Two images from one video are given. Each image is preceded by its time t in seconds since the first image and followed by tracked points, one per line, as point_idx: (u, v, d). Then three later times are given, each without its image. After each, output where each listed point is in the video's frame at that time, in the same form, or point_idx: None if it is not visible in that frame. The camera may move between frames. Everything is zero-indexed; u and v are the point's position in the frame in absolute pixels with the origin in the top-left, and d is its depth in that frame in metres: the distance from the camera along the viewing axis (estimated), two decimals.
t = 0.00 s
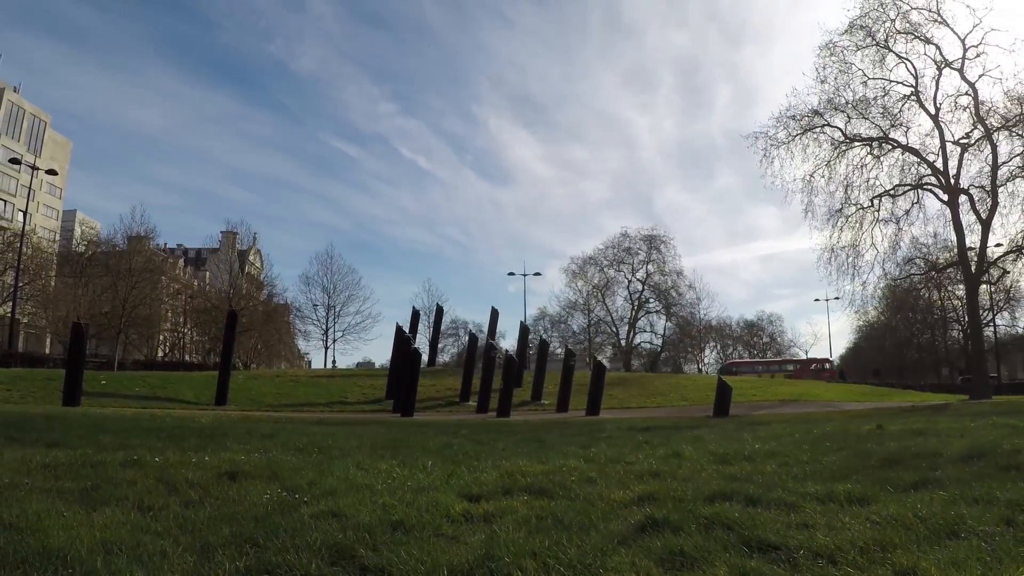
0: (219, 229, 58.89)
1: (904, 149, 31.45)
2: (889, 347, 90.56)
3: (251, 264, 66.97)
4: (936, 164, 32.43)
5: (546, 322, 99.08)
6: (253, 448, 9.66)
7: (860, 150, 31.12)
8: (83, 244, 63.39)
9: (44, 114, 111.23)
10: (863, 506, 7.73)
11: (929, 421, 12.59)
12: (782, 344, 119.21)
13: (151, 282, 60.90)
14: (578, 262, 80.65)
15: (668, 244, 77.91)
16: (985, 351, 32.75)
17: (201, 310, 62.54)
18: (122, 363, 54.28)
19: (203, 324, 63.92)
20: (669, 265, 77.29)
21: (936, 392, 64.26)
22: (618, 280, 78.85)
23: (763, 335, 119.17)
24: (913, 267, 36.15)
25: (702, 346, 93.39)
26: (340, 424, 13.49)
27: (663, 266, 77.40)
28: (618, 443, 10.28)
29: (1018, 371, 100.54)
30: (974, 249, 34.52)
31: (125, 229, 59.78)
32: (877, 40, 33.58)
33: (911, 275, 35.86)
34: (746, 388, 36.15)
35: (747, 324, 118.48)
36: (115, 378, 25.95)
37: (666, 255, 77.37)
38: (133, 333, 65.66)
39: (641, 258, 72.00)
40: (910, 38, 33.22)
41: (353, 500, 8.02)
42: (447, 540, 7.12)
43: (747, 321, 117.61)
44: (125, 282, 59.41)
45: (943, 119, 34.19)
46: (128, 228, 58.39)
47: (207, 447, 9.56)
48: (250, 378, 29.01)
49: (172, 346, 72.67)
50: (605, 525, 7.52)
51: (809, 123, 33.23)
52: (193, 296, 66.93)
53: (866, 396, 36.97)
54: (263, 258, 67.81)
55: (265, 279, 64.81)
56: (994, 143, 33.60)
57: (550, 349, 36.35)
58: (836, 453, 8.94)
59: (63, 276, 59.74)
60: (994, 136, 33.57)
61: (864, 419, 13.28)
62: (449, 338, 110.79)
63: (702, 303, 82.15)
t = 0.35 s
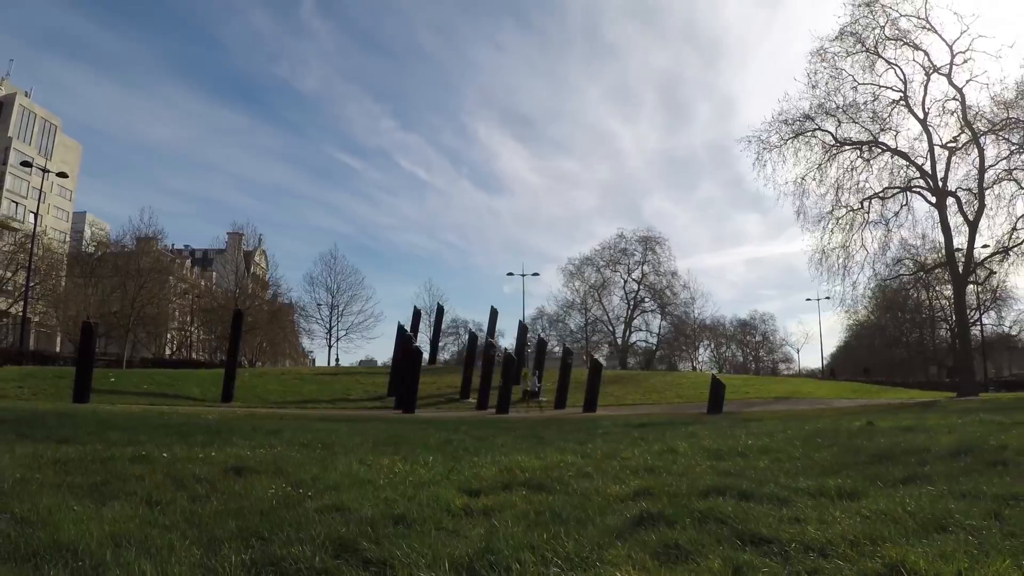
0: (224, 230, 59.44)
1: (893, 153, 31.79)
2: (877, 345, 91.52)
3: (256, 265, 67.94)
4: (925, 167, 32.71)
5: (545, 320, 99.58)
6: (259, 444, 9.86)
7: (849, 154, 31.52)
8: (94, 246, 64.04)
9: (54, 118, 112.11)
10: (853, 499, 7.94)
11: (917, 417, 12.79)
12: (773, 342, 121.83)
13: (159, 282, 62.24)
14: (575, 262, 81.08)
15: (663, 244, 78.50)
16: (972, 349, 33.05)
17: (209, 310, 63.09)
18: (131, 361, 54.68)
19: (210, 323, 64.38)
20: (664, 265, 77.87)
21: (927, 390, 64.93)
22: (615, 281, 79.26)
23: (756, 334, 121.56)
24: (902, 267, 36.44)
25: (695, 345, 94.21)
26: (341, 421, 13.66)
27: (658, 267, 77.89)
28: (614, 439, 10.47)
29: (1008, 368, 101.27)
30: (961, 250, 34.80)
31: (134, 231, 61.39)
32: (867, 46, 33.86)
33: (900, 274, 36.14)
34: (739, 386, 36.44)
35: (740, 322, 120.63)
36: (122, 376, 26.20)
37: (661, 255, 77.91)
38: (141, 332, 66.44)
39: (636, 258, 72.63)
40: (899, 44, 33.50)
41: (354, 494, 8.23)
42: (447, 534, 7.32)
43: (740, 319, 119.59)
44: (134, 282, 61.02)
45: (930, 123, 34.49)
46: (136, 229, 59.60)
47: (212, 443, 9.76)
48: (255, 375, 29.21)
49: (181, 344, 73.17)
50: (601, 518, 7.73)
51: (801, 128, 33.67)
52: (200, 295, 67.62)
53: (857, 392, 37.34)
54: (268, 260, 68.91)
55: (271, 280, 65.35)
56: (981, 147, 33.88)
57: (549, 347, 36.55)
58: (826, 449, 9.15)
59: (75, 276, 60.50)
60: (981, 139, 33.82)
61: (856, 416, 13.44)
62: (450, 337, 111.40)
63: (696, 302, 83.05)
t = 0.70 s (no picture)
0: (229, 231, 59.89)
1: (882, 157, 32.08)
2: (867, 343, 92.38)
3: (261, 265, 68.87)
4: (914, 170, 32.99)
5: (542, 319, 100.08)
6: (263, 440, 10.08)
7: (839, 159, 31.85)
8: (103, 246, 64.44)
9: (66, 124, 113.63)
10: (843, 494, 8.15)
11: (906, 414, 13.02)
12: (766, 340, 122.79)
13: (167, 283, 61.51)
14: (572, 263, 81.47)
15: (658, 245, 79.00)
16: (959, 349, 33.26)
17: (215, 309, 63.87)
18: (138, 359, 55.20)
19: (216, 323, 65.09)
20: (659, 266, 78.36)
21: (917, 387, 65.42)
22: (611, 281, 79.64)
23: (749, 333, 122.53)
24: (891, 268, 36.75)
25: (689, 344, 94.90)
26: (344, 417, 13.88)
27: (653, 267, 78.33)
28: (610, 435, 10.69)
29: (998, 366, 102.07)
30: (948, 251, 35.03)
31: (142, 231, 60.64)
32: (856, 53, 34.12)
33: (889, 275, 36.44)
34: (732, 383, 36.75)
35: (733, 321, 121.73)
36: (131, 373, 26.52)
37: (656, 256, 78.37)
38: (149, 331, 67.32)
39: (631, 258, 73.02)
40: (888, 50, 33.76)
41: (357, 490, 8.44)
42: (448, 529, 7.53)
43: (732, 318, 120.71)
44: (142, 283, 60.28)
45: (916, 127, 34.81)
46: (145, 230, 59.64)
47: (218, 440, 9.97)
48: (260, 373, 29.51)
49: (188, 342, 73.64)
50: (598, 513, 7.94)
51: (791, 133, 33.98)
52: (207, 295, 68.29)
53: (847, 389, 37.64)
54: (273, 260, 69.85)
55: (276, 280, 66.07)
56: (968, 150, 34.17)
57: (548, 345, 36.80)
58: (817, 445, 9.37)
59: (84, 277, 61.96)
60: (967, 143, 34.09)
61: (846, 412, 13.67)
62: (450, 336, 112.07)
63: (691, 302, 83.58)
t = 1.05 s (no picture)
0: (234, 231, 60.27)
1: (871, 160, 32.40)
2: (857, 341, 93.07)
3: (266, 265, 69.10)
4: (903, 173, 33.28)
5: (540, 318, 100.54)
6: (268, 436, 10.32)
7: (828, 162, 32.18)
8: (112, 247, 64.97)
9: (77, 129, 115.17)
10: (833, 489, 8.39)
11: (894, 411, 13.27)
12: (758, 339, 123.50)
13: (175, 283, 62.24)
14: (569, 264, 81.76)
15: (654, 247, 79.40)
16: (947, 348, 33.56)
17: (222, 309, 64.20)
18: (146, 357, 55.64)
19: (222, 322, 65.42)
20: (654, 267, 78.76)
21: (906, 385, 65.97)
22: (608, 281, 79.90)
23: (741, 332, 123.24)
24: (880, 268, 37.13)
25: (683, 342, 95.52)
26: (346, 414, 14.12)
27: (649, 268, 78.69)
28: (607, 432, 10.93)
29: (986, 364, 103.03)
30: (936, 252, 35.32)
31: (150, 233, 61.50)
32: (846, 59, 34.42)
33: (878, 275, 36.83)
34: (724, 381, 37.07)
35: (726, 320, 122.38)
36: (139, 371, 26.73)
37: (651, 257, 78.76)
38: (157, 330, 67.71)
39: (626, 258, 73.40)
40: (876, 57, 34.08)
41: (359, 484, 8.68)
42: (449, 522, 7.76)
43: (725, 317, 121.46)
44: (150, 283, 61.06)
45: (904, 131, 35.15)
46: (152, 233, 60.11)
47: (225, 436, 10.21)
48: (265, 370, 29.76)
49: (195, 341, 74.10)
50: (595, 507, 8.17)
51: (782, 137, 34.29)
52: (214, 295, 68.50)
53: (838, 387, 38.00)
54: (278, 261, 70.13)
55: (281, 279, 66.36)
56: (955, 154, 34.47)
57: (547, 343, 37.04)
58: (808, 442, 9.61)
59: (94, 277, 62.04)
60: (954, 147, 34.40)
61: (836, 409, 13.91)
62: (450, 335, 112.65)
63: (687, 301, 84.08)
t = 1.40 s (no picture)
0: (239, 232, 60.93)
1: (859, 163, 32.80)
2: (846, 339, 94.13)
3: (273, 266, 69.78)
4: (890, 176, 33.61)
5: (538, 317, 101.01)
6: (274, 431, 10.59)
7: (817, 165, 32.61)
8: (122, 248, 65.60)
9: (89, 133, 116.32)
10: (825, 484, 8.61)
11: (884, 407, 13.55)
12: (751, 337, 124.67)
13: (183, 283, 63.10)
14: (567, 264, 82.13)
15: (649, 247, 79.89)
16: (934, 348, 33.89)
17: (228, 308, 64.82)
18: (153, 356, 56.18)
19: (229, 321, 66.01)
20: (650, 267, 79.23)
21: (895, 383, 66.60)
22: (604, 281, 80.31)
23: (734, 330, 124.46)
24: (868, 268, 37.52)
25: (677, 339, 96.29)
26: (350, 410, 14.35)
27: (645, 268, 79.07)
28: (603, 427, 11.19)
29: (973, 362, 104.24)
30: (922, 254, 35.68)
31: (158, 234, 62.43)
32: (835, 65, 34.80)
33: (867, 275, 37.22)
34: (718, 378, 37.40)
35: (719, 319, 123.74)
36: (149, 368, 27.10)
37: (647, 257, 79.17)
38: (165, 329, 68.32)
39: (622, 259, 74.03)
40: (865, 63, 34.44)
41: (362, 478, 8.95)
42: (450, 515, 8.00)
43: (718, 316, 122.76)
44: (159, 282, 61.87)
45: (892, 135, 35.51)
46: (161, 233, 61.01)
47: (232, 432, 10.46)
48: (271, 368, 30.08)
49: (203, 340, 74.60)
50: (592, 500, 8.42)
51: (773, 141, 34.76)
52: (221, 295, 69.22)
53: (829, 384, 38.37)
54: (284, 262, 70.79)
55: (287, 280, 66.95)
56: (942, 157, 34.82)
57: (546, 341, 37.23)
58: (798, 437, 9.87)
59: (104, 277, 62.75)
60: (940, 151, 34.76)
61: (828, 405, 14.17)
62: (451, 334, 113.35)
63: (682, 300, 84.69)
